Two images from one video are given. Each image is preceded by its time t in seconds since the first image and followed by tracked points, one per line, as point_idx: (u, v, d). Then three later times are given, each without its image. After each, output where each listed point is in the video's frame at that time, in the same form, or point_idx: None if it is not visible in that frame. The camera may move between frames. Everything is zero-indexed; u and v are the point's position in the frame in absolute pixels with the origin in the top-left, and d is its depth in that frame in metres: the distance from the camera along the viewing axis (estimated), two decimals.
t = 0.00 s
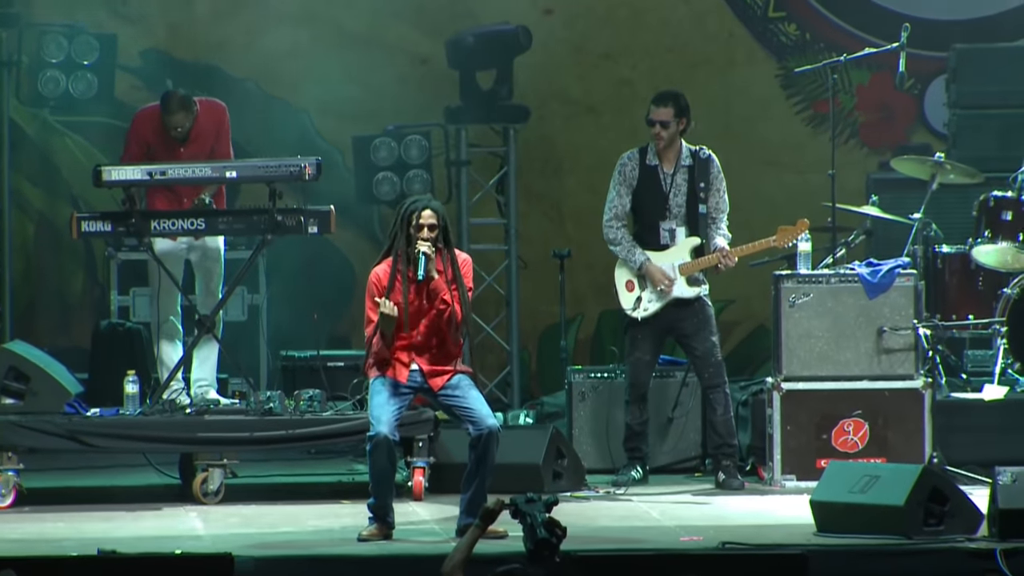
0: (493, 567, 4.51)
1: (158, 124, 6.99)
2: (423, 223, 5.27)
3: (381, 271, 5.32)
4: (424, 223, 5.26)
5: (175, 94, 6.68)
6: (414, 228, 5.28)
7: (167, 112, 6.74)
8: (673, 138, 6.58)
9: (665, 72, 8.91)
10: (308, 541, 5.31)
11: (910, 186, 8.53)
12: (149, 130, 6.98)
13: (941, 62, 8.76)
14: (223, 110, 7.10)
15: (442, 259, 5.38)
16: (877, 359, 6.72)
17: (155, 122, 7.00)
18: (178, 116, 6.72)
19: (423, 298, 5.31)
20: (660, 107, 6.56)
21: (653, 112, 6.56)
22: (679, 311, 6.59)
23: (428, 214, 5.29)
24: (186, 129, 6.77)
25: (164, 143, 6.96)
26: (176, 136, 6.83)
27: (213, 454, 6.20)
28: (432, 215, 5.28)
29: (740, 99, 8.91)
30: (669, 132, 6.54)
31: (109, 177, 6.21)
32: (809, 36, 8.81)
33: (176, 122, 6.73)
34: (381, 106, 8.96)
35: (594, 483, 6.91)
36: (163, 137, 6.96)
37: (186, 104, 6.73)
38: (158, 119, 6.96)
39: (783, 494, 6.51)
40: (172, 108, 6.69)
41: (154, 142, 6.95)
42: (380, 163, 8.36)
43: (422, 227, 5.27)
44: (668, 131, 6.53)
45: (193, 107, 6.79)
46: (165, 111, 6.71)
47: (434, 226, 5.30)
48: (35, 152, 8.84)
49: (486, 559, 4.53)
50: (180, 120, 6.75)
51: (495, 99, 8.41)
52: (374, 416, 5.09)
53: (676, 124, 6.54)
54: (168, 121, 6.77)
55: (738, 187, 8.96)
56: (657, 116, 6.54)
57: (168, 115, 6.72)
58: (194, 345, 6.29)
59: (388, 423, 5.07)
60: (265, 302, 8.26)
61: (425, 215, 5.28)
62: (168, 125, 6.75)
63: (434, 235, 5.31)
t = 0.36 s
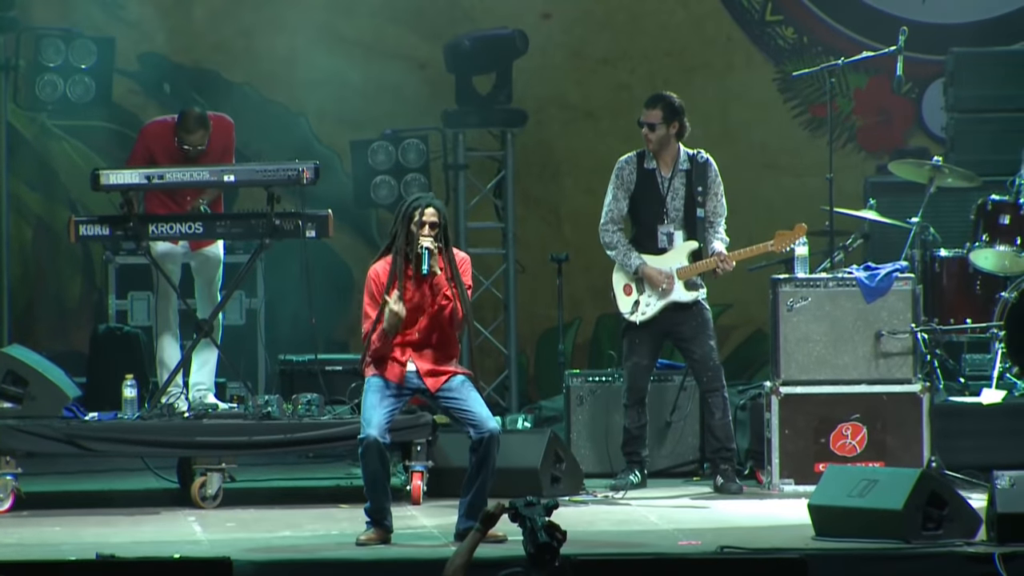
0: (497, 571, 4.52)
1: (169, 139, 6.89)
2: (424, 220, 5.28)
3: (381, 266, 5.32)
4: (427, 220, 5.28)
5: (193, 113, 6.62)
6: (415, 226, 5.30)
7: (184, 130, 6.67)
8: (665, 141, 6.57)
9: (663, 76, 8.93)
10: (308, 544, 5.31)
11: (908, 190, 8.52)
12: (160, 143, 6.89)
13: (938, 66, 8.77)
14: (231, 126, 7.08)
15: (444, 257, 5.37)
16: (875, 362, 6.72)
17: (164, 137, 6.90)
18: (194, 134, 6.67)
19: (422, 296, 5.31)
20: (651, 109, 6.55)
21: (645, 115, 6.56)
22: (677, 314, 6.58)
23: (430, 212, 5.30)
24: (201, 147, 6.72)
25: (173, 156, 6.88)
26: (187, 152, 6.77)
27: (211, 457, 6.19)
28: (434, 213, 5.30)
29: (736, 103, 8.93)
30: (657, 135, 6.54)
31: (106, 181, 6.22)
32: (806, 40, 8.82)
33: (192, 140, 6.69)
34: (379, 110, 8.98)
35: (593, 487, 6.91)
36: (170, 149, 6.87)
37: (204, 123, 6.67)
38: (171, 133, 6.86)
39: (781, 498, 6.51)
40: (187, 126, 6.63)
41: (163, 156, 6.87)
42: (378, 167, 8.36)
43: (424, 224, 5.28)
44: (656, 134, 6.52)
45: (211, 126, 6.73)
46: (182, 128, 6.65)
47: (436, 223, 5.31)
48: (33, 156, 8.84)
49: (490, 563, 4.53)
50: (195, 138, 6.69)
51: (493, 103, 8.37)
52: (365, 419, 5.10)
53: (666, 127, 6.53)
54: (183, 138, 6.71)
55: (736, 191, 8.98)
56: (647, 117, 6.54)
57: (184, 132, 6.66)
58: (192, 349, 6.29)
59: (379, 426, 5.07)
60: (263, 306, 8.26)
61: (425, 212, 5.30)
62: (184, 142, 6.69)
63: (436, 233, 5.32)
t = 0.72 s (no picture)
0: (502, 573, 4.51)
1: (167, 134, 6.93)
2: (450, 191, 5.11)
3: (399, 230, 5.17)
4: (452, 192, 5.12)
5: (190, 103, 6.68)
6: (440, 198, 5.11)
7: (182, 121, 6.73)
8: (665, 144, 6.55)
9: (663, 77, 8.94)
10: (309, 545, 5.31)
11: (908, 192, 8.53)
12: (157, 137, 6.91)
13: (938, 68, 8.81)
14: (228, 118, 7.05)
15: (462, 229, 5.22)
16: (875, 364, 6.72)
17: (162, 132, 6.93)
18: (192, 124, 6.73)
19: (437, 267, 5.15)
20: (652, 114, 6.51)
21: (645, 119, 6.52)
22: (677, 315, 6.58)
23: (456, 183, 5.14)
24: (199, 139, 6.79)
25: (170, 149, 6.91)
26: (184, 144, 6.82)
27: (211, 459, 6.20)
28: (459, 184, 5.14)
29: (736, 105, 8.94)
30: (658, 139, 6.51)
31: (107, 183, 6.23)
32: (807, 42, 8.84)
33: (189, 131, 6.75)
34: (379, 111, 8.99)
35: (593, 488, 6.92)
36: (169, 144, 6.89)
37: (202, 113, 6.74)
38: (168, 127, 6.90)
39: (781, 499, 6.51)
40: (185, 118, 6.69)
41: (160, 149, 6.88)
42: (379, 169, 8.36)
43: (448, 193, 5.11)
44: (658, 138, 6.49)
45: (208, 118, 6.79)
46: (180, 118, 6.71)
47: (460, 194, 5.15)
48: (33, 158, 8.84)
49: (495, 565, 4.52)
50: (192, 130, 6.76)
51: (493, 105, 8.36)
52: (381, 408, 5.02)
53: (668, 131, 6.49)
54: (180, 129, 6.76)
55: (736, 192, 8.98)
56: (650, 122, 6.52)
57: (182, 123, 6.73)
58: (192, 350, 6.29)
59: (394, 419, 5.00)
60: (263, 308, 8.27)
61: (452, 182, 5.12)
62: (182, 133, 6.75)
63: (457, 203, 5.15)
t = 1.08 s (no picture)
0: None
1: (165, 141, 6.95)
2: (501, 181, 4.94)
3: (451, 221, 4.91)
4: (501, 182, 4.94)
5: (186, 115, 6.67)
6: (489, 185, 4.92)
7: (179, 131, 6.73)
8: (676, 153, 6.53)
9: (663, 80, 8.95)
10: (310, 549, 5.31)
11: (908, 195, 8.53)
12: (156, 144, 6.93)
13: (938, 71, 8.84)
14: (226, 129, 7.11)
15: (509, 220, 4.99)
16: (875, 367, 6.71)
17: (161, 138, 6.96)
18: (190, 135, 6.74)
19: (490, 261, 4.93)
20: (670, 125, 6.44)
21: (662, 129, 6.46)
22: (675, 318, 6.56)
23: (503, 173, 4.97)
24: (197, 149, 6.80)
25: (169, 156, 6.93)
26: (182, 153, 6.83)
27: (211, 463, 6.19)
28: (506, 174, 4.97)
29: (736, 108, 8.95)
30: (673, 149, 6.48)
31: (107, 187, 6.24)
32: (807, 44, 8.90)
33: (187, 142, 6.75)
34: (379, 114, 8.98)
35: (593, 492, 6.91)
36: (167, 154, 6.91)
37: (198, 125, 6.74)
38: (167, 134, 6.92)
39: (782, 502, 6.51)
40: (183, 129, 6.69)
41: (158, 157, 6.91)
42: (379, 172, 8.42)
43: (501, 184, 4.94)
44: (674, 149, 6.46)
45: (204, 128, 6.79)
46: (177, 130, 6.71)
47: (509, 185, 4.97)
48: (33, 161, 8.84)
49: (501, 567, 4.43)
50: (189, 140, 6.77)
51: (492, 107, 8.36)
52: (428, 402, 4.89)
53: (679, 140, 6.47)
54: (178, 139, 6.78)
55: (735, 195, 8.99)
56: (668, 134, 6.47)
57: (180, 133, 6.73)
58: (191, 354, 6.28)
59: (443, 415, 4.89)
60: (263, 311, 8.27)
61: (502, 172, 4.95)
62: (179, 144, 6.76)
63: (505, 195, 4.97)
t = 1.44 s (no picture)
0: None
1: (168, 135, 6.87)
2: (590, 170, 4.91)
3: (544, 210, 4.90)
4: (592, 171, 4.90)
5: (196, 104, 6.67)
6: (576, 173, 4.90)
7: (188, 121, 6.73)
8: (661, 143, 6.61)
9: (663, 82, 8.96)
10: (308, 549, 5.32)
11: (907, 196, 8.54)
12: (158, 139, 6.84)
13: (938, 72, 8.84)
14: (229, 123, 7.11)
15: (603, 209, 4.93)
16: (875, 368, 6.72)
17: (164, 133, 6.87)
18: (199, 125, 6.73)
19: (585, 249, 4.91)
20: (651, 113, 6.58)
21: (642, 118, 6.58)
22: (674, 319, 6.52)
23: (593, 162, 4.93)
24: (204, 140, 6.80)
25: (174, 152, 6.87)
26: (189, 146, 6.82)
27: (211, 464, 6.19)
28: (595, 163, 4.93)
29: (736, 108, 8.97)
30: (654, 138, 6.57)
31: (106, 188, 6.21)
32: (806, 46, 8.91)
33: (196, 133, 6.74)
34: (379, 115, 8.99)
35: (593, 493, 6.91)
36: (173, 149, 6.84)
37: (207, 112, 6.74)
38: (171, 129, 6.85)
39: (781, 503, 6.52)
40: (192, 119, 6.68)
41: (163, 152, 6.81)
42: (378, 173, 8.36)
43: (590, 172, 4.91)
44: (654, 138, 6.55)
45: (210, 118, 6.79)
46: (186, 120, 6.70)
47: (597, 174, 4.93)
48: (33, 163, 8.85)
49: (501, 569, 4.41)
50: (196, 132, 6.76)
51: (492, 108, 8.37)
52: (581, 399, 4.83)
53: (664, 130, 6.56)
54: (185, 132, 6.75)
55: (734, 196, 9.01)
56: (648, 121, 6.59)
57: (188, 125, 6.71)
58: (191, 355, 6.28)
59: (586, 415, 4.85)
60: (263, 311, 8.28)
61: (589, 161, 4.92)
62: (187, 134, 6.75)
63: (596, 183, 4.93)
